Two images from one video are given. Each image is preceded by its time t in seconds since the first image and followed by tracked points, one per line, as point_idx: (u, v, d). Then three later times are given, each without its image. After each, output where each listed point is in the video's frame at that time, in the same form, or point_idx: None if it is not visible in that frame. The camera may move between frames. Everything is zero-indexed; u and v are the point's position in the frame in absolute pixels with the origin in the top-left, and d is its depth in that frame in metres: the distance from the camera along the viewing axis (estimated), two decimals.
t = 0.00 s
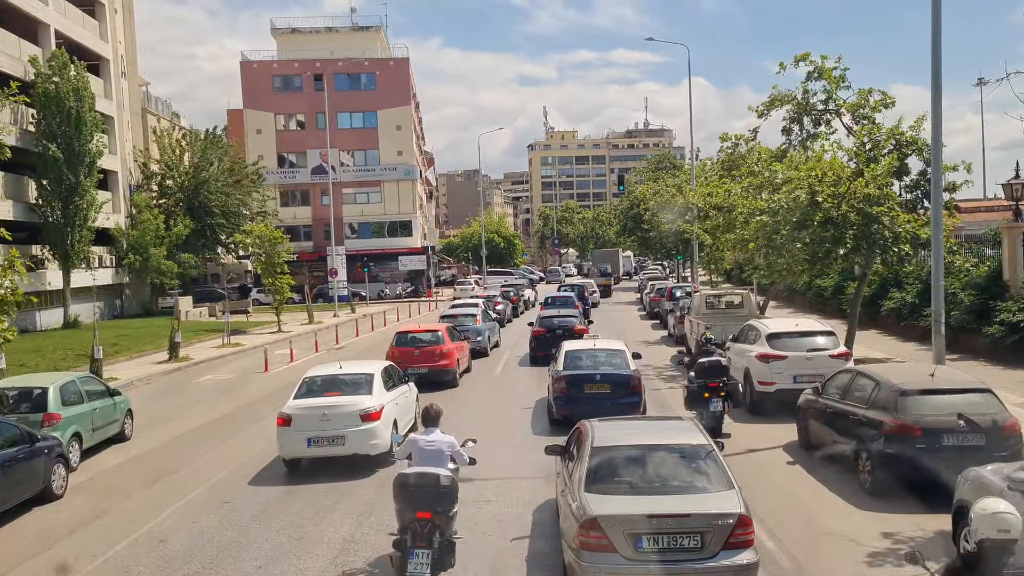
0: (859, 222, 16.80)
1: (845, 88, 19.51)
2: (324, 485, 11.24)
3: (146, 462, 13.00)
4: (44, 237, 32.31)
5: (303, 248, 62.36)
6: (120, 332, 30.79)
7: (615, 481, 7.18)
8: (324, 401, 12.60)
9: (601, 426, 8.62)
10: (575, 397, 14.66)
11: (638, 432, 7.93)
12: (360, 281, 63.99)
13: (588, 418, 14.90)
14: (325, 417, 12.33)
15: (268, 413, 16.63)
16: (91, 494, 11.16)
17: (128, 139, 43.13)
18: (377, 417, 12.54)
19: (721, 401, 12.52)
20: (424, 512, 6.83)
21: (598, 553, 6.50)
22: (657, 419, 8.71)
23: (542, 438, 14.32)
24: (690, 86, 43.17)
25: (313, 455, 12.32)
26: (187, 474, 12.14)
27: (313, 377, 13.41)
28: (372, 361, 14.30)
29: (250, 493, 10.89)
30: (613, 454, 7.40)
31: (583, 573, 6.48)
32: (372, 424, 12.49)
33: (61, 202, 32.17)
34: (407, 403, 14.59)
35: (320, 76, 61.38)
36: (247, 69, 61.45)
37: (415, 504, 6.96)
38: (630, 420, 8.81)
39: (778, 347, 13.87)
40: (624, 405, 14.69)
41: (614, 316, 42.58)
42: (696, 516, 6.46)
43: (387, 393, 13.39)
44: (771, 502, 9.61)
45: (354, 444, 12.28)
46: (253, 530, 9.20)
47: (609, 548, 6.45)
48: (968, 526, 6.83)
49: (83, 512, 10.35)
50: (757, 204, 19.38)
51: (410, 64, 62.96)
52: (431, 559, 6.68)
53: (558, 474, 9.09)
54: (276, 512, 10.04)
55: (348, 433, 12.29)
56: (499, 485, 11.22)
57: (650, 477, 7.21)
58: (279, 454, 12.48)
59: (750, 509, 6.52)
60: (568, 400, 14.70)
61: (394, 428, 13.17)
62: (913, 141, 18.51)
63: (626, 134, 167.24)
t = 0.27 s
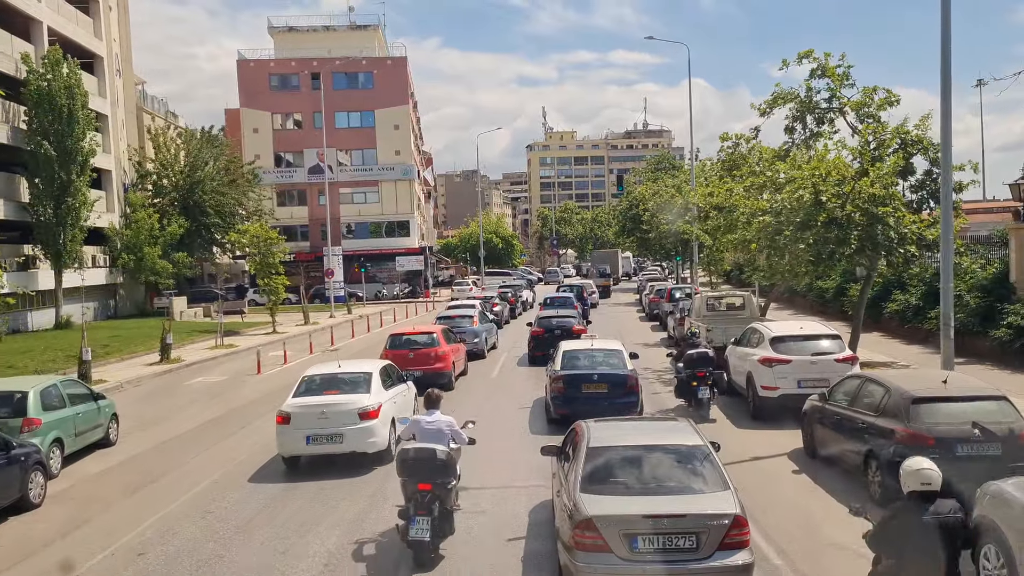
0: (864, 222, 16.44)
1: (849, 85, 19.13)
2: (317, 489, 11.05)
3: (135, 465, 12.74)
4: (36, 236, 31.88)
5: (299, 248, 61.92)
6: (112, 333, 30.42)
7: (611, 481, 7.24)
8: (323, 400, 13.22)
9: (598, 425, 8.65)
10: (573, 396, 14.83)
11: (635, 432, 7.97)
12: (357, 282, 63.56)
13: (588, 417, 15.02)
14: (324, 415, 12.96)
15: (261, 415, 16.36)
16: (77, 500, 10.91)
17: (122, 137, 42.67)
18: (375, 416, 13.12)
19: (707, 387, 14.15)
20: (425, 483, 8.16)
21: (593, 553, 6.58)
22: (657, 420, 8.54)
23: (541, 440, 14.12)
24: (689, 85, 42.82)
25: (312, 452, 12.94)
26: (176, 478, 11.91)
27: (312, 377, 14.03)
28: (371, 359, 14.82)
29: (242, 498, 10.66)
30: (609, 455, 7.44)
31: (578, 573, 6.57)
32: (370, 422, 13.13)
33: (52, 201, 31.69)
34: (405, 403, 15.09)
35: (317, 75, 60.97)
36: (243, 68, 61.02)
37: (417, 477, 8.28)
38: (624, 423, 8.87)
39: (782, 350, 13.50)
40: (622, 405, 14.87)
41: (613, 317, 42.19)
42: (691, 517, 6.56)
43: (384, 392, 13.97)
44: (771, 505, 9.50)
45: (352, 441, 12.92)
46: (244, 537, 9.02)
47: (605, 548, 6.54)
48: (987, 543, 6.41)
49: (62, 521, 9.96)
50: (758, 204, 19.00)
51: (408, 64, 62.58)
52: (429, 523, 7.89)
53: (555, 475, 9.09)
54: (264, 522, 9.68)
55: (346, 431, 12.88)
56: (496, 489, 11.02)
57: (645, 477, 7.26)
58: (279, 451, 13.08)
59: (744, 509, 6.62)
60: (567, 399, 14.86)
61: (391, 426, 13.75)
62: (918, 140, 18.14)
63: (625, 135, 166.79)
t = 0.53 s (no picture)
0: (868, 222, 16.09)
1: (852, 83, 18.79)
2: (308, 493, 10.80)
3: (121, 471, 12.45)
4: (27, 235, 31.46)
5: (295, 249, 61.49)
6: (103, 334, 30.04)
7: (606, 481, 7.21)
8: (319, 399, 13.28)
9: (594, 426, 8.63)
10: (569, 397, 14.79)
11: (631, 432, 7.95)
12: (353, 282, 63.16)
13: (586, 417, 14.96)
14: (320, 416, 12.99)
15: (251, 418, 16.06)
16: (60, 507, 10.63)
17: (115, 136, 42.25)
18: (371, 416, 13.16)
19: (693, 376, 15.25)
20: (429, 462, 9.14)
21: (588, 554, 6.56)
22: (655, 423, 8.33)
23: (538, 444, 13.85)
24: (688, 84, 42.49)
25: (308, 452, 12.98)
26: (164, 483, 11.64)
27: (309, 377, 14.16)
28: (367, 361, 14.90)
29: (228, 506, 10.24)
30: (605, 455, 7.41)
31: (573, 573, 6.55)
32: (366, 422, 13.15)
33: (43, 200, 31.18)
34: (402, 402, 15.07)
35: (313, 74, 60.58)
36: (239, 67, 60.58)
37: (421, 457, 9.25)
38: (623, 423, 8.49)
39: (786, 354, 13.10)
40: (619, 405, 14.81)
41: (611, 318, 41.85)
42: (687, 518, 6.54)
43: (381, 393, 14.05)
44: (770, 509, 9.36)
45: (349, 442, 12.95)
46: (231, 544, 8.78)
47: (600, 548, 6.52)
48: (1012, 563, 6.01)
49: (39, 532, 9.56)
50: (760, 203, 18.64)
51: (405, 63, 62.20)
52: (433, 498, 8.79)
53: (551, 475, 9.13)
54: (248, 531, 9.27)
55: (342, 431, 12.90)
56: (491, 494, 10.78)
57: (641, 478, 7.23)
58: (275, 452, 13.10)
59: (739, 511, 6.61)
60: (564, 399, 14.83)
61: (388, 426, 13.80)
62: (923, 139, 17.82)
63: (623, 135, 166.45)
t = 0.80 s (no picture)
0: (874, 220, 15.71)
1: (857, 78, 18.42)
2: (299, 499, 10.51)
3: (108, 476, 12.15)
4: (18, 235, 31.03)
5: (291, 248, 61.06)
6: (95, 334, 29.67)
7: (604, 481, 7.08)
8: (315, 400, 13.05)
9: (592, 425, 8.52)
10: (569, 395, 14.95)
11: (629, 431, 7.83)
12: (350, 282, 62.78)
13: (585, 415, 15.14)
14: (316, 416, 12.74)
15: (242, 421, 15.73)
16: (42, 514, 10.32)
17: (108, 135, 41.81)
18: (367, 416, 12.96)
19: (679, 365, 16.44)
20: (437, 445, 9.92)
21: (585, 554, 6.43)
22: (655, 426, 8.07)
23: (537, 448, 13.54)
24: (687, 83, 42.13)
25: (303, 454, 12.74)
26: (151, 489, 11.35)
27: (304, 377, 13.92)
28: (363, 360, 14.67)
29: (212, 516, 9.83)
30: (602, 455, 7.29)
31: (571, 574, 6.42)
32: (362, 423, 12.91)
33: (34, 199, 30.65)
34: (398, 402, 14.81)
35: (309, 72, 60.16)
36: (234, 65, 60.08)
37: (428, 440, 10.03)
38: (619, 421, 8.66)
39: (791, 357, 12.71)
40: (618, 403, 15.00)
41: (609, 318, 41.49)
42: (685, 518, 6.41)
43: (377, 393, 13.82)
44: (772, 510, 9.17)
45: (345, 443, 12.71)
46: (216, 552, 8.49)
47: (598, 549, 6.39)
48: None
49: (12, 545, 9.12)
50: (763, 202, 18.25)
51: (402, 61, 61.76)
52: (441, 479, 9.65)
53: (547, 475, 9.07)
54: (231, 542, 8.85)
55: (337, 433, 12.69)
56: (487, 499, 10.49)
57: (639, 478, 7.10)
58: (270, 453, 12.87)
59: (738, 510, 6.50)
60: (563, 398, 14.98)
61: (384, 427, 13.56)
62: (929, 136, 17.47)
63: (621, 134, 166.07)
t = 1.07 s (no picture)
0: (882, 220, 15.36)
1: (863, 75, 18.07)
2: (292, 506, 10.25)
3: (96, 482, 11.84)
4: (9, 235, 30.53)
5: (288, 248, 60.62)
6: (87, 336, 29.28)
7: (604, 483, 7.21)
8: (311, 403, 12.67)
9: (591, 426, 8.64)
10: (568, 394, 15.03)
11: (629, 432, 7.98)
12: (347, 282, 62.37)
13: (586, 415, 15.20)
14: (311, 420, 12.36)
15: (236, 424, 15.41)
16: (25, 523, 9.97)
17: (102, 134, 41.37)
18: (363, 420, 12.56)
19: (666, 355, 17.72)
20: (449, 431, 10.62)
21: (586, 555, 6.54)
22: (655, 426, 8.18)
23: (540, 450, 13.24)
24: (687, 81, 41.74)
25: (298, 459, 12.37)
26: (141, 496, 11.07)
27: (300, 378, 13.52)
28: (359, 363, 14.26)
29: (199, 526, 9.45)
30: (602, 455, 7.42)
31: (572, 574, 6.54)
32: (358, 427, 12.51)
33: (26, 198, 29.98)
34: (395, 405, 14.39)
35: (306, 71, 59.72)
36: (230, 64, 59.61)
37: (440, 425, 10.75)
38: (619, 421, 8.68)
39: (799, 360, 12.30)
40: (617, 402, 15.10)
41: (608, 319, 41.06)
42: (685, 519, 6.53)
43: (374, 395, 13.43)
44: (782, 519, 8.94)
45: (341, 448, 12.32)
46: (205, 561, 8.24)
47: (598, 550, 6.50)
48: None
49: None
50: (767, 201, 17.87)
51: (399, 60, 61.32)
52: (453, 461, 10.36)
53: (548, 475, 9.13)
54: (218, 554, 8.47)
55: (332, 436, 12.30)
56: (487, 502, 10.23)
57: (639, 478, 7.24)
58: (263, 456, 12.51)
59: (738, 511, 6.61)
60: (562, 397, 15.05)
61: (381, 430, 13.15)
62: (937, 133, 17.11)
63: (620, 134, 165.54)
